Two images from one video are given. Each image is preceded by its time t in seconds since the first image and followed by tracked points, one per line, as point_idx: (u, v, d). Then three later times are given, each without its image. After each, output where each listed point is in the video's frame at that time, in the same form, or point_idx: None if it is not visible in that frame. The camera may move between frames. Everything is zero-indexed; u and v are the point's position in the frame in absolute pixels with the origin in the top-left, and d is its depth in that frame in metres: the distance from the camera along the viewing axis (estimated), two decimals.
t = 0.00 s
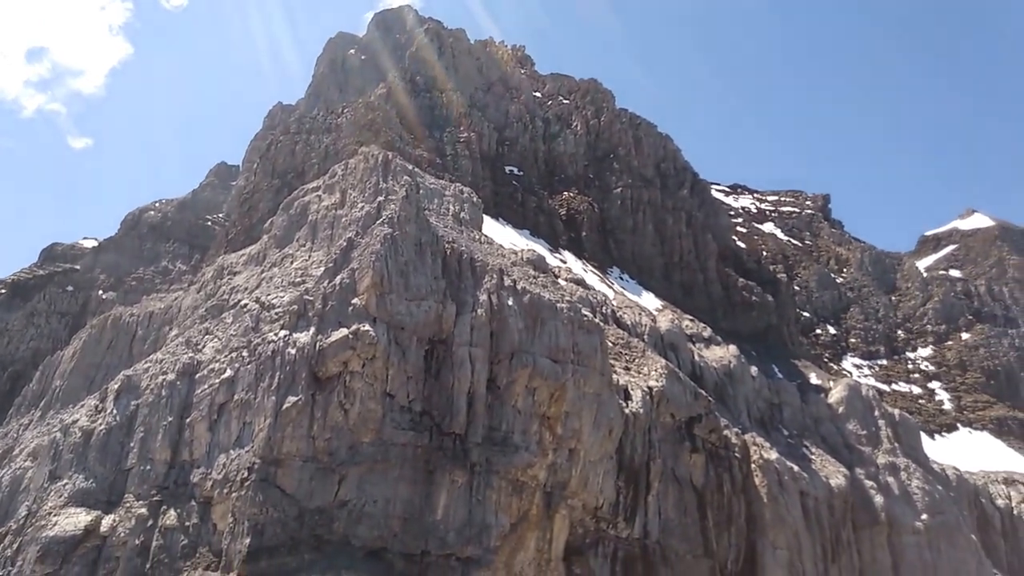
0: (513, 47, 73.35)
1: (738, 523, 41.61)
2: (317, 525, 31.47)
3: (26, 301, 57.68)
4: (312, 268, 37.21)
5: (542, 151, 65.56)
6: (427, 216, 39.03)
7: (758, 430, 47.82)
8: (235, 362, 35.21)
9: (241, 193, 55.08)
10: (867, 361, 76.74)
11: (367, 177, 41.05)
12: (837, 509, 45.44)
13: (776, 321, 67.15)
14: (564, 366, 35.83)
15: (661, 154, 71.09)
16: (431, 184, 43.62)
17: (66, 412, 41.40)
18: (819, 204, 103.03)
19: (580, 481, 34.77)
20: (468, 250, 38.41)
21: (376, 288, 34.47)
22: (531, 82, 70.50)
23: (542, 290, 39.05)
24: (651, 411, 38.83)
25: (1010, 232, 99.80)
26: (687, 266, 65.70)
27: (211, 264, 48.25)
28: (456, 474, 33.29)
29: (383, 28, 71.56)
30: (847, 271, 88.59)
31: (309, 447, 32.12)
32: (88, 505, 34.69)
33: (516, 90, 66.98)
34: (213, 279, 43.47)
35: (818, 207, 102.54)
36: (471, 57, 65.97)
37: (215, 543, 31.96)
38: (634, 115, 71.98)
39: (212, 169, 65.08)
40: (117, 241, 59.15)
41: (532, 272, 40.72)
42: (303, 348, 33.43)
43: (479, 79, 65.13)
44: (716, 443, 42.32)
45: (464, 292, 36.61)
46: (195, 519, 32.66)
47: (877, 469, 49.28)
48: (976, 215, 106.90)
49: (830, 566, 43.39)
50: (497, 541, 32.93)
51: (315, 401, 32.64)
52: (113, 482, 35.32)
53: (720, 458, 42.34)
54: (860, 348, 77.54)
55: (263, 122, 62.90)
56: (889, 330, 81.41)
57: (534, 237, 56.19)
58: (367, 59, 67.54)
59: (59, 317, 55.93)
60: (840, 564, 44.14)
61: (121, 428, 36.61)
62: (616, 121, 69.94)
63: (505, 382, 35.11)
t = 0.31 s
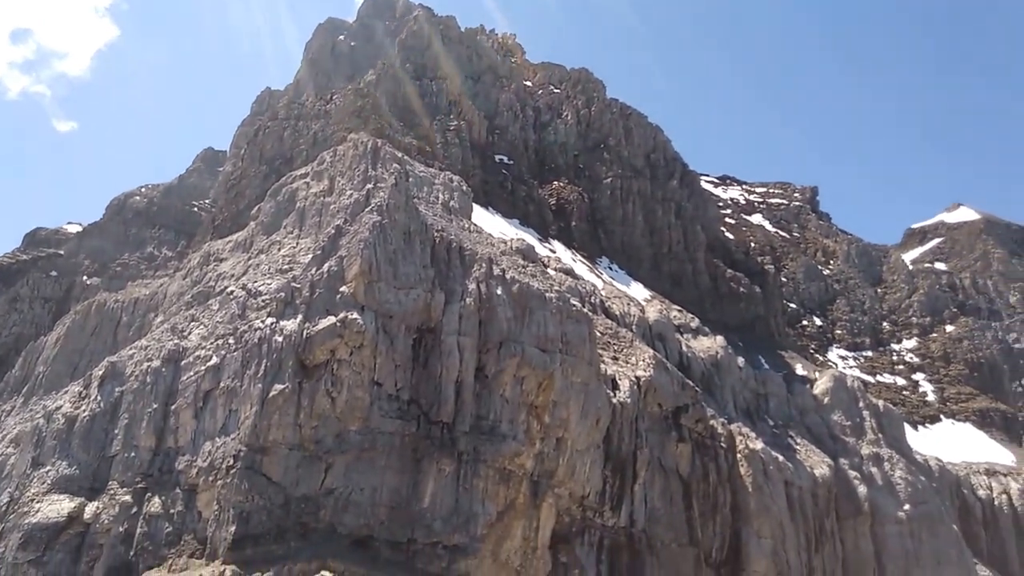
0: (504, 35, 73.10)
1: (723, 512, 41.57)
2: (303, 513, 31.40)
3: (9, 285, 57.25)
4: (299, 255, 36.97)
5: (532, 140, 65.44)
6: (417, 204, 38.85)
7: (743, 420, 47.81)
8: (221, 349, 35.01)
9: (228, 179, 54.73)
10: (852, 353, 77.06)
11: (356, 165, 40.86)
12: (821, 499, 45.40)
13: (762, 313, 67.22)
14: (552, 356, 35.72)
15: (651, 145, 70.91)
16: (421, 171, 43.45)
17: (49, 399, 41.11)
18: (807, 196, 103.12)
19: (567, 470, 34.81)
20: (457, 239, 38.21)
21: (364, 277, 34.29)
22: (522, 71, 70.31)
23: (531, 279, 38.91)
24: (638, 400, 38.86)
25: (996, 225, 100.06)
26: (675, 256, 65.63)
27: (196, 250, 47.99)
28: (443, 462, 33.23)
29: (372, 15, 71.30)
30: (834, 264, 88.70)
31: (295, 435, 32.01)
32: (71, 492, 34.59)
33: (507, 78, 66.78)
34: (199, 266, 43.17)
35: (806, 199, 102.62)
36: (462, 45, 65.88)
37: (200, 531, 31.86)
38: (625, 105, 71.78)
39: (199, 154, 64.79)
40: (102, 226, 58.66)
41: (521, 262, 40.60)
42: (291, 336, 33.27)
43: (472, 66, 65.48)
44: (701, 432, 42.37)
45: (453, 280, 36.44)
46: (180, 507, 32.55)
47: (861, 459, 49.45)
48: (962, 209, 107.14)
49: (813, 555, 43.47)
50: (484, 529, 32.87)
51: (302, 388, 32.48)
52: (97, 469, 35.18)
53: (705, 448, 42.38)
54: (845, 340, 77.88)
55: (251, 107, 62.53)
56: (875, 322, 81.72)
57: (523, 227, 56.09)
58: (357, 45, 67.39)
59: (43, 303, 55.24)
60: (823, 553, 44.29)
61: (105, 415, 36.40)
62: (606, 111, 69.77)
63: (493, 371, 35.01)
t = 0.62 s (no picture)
0: (494, 21, 72.81)
1: (708, 499, 41.64)
2: (289, 499, 31.37)
3: None
4: (286, 240, 36.78)
5: (522, 126, 65.30)
6: (405, 190, 38.65)
7: (729, 408, 47.95)
8: (206, 334, 34.85)
9: (214, 163, 54.47)
10: (837, 343, 77.17)
11: (344, 149, 40.65)
12: (805, 487, 45.65)
13: (749, 302, 67.33)
14: (540, 343, 35.67)
15: (641, 133, 70.73)
16: (409, 157, 43.29)
17: (32, 382, 40.92)
18: (795, 186, 103.21)
19: (554, 457, 34.94)
20: (445, 226, 37.96)
21: (351, 262, 34.18)
22: (511, 57, 70.16)
23: (519, 267, 38.78)
24: (625, 388, 38.90)
25: (981, 217, 100.27)
26: (664, 245, 65.62)
27: (182, 235, 47.80)
28: (430, 449, 33.24)
29: None
30: (821, 254, 88.86)
31: (281, 421, 31.89)
32: (54, 476, 34.58)
33: (496, 64, 66.43)
34: (184, 250, 42.96)
35: (795, 189, 102.72)
36: (451, 30, 65.70)
37: (185, 516, 31.84)
38: (615, 93, 71.56)
39: (185, 138, 64.60)
40: (86, 209, 58.25)
41: (510, 249, 40.46)
42: (277, 321, 33.05)
43: (466, 49, 65.66)
44: (688, 421, 42.35)
45: (441, 267, 36.15)
46: (165, 492, 32.51)
47: (845, 448, 49.58)
48: (948, 200, 107.41)
49: (797, 543, 43.72)
50: (470, 516, 33.13)
51: (288, 374, 32.36)
52: (81, 453, 35.13)
53: (692, 436, 42.23)
54: (831, 330, 78.04)
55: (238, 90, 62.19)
56: (860, 312, 81.93)
57: (512, 214, 55.93)
58: (346, 30, 67.42)
59: (25, 286, 54.70)
60: (807, 541, 44.46)
61: (89, 399, 36.26)
62: (596, 99, 69.57)
63: (480, 358, 34.88)
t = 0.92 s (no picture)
0: (484, 5, 72.55)
1: (694, 486, 41.73)
2: (275, 484, 31.36)
3: None
4: (273, 225, 36.59)
5: (511, 112, 65.10)
6: (394, 175, 38.42)
7: (715, 396, 48.07)
8: (191, 319, 34.69)
9: (200, 145, 54.11)
10: (823, 332, 77.40)
11: (332, 133, 40.43)
12: (789, 475, 45.83)
13: (737, 291, 67.39)
14: (528, 331, 35.60)
15: (631, 120, 70.43)
16: (398, 142, 43.11)
17: (15, 365, 40.63)
18: (784, 175, 103.30)
19: (541, 444, 34.79)
20: (433, 211, 37.76)
21: (339, 248, 33.96)
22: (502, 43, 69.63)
23: (508, 253, 38.67)
24: (612, 376, 38.91)
25: (967, 208, 100.52)
26: (653, 233, 65.58)
27: (166, 218, 47.48)
28: (418, 435, 33.23)
29: None
30: (809, 243, 89.01)
31: (267, 406, 31.75)
32: (37, 460, 34.48)
33: (486, 49, 66.30)
34: (169, 234, 42.70)
35: (783, 179, 102.77)
36: (442, 14, 65.29)
37: (170, 501, 31.75)
38: (605, 80, 71.37)
39: (171, 120, 64.18)
40: (69, 191, 57.68)
41: (498, 236, 40.33)
42: (263, 306, 32.90)
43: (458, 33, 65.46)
44: (675, 408, 42.42)
45: (430, 253, 35.94)
46: (149, 476, 32.41)
47: (829, 436, 49.72)
48: (935, 191, 107.67)
49: (780, 530, 43.90)
50: (457, 502, 33.09)
51: (275, 359, 32.24)
52: (64, 437, 35.06)
53: (678, 423, 42.31)
54: (818, 320, 78.20)
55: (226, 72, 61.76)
56: (846, 302, 82.16)
57: (501, 200, 55.79)
58: (334, 12, 67.24)
59: (7, 268, 53.73)
60: (791, 528, 44.65)
61: (72, 382, 36.12)
62: (587, 86, 69.39)
63: (468, 345, 34.83)
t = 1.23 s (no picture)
0: None
1: (680, 472, 41.77)
2: (261, 469, 31.33)
3: None
4: (259, 209, 36.40)
5: (501, 97, 64.77)
6: (382, 160, 38.17)
7: (702, 384, 48.12)
8: (176, 303, 34.48)
9: (185, 128, 53.68)
10: (810, 322, 77.65)
11: (319, 117, 40.33)
12: (774, 462, 46.01)
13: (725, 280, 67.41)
14: (516, 318, 35.50)
15: (621, 108, 69.99)
16: (386, 127, 42.94)
17: None
18: (772, 165, 103.39)
19: (528, 430, 34.71)
20: (422, 197, 37.57)
21: (326, 233, 33.91)
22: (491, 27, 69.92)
23: (496, 240, 38.57)
24: (599, 363, 38.88)
25: (954, 199, 100.81)
26: (642, 221, 65.54)
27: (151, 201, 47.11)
28: (405, 421, 33.22)
29: None
30: (797, 233, 89.14)
31: (253, 391, 31.61)
32: (20, 444, 34.24)
33: (476, 33, 66.02)
34: (154, 216, 42.41)
35: (771, 168, 102.83)
36: None
37: (155, 485, 31.67)
38: (595, 67, 71.11)
39: (156, 102, 63.73)
40: (52, 172, 57.04)
41: (487, 222, 40.21)
42: (249, 291, 32.72)
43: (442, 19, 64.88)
44: (662, 396, 42.38)
45: (418, 239, 35.79)
46: (134, 460, 32.31)
47: (814, 425, 49.91)
48: (922, 181, 107.94)
49: (765, 517, 44.05)
50: (443, 488, 33.17)
51: (261, 344, 32.11)
52: (47, 421, 34.88)
53: (665, 411, 42.22)
54: (804, 309, 78.38)
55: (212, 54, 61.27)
56: (832, 292, 82.41)
57: (490, 186, 55.61)
58: None
59: None
60: (775, 515, 44.74)
61: (56, 365, 35.90)
62: (576, 72, 69.12)
63: (456, 332, 34.74)
